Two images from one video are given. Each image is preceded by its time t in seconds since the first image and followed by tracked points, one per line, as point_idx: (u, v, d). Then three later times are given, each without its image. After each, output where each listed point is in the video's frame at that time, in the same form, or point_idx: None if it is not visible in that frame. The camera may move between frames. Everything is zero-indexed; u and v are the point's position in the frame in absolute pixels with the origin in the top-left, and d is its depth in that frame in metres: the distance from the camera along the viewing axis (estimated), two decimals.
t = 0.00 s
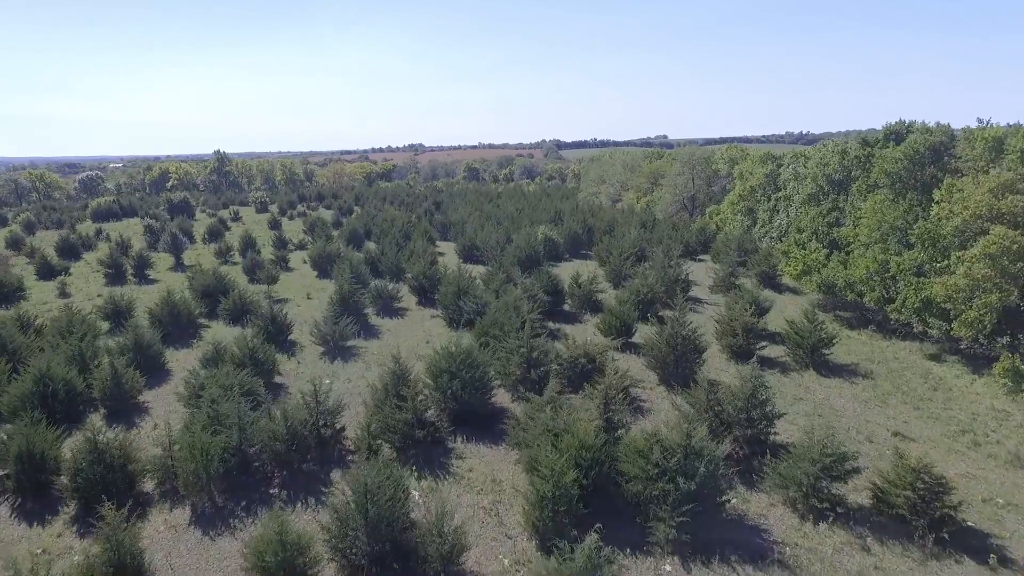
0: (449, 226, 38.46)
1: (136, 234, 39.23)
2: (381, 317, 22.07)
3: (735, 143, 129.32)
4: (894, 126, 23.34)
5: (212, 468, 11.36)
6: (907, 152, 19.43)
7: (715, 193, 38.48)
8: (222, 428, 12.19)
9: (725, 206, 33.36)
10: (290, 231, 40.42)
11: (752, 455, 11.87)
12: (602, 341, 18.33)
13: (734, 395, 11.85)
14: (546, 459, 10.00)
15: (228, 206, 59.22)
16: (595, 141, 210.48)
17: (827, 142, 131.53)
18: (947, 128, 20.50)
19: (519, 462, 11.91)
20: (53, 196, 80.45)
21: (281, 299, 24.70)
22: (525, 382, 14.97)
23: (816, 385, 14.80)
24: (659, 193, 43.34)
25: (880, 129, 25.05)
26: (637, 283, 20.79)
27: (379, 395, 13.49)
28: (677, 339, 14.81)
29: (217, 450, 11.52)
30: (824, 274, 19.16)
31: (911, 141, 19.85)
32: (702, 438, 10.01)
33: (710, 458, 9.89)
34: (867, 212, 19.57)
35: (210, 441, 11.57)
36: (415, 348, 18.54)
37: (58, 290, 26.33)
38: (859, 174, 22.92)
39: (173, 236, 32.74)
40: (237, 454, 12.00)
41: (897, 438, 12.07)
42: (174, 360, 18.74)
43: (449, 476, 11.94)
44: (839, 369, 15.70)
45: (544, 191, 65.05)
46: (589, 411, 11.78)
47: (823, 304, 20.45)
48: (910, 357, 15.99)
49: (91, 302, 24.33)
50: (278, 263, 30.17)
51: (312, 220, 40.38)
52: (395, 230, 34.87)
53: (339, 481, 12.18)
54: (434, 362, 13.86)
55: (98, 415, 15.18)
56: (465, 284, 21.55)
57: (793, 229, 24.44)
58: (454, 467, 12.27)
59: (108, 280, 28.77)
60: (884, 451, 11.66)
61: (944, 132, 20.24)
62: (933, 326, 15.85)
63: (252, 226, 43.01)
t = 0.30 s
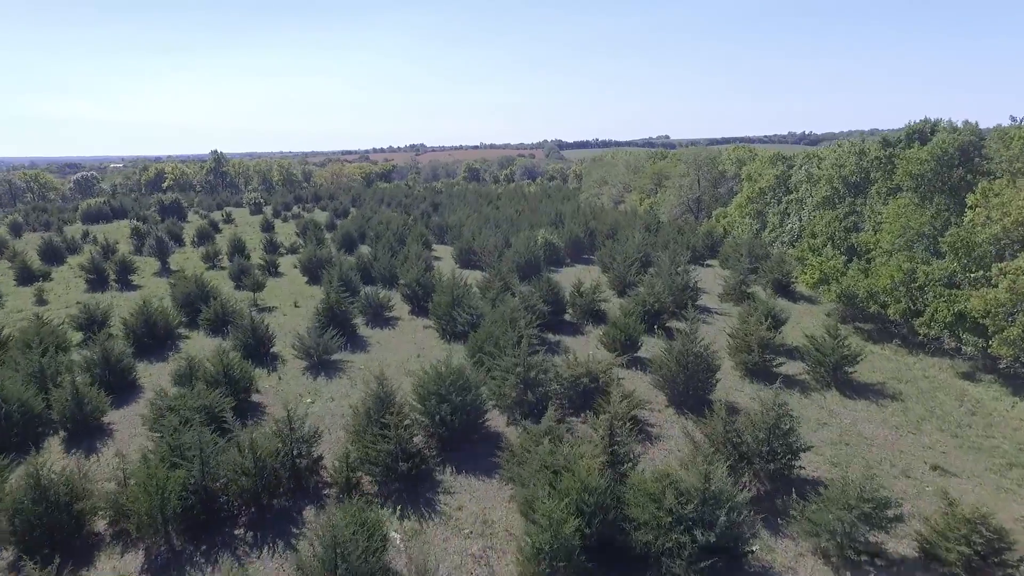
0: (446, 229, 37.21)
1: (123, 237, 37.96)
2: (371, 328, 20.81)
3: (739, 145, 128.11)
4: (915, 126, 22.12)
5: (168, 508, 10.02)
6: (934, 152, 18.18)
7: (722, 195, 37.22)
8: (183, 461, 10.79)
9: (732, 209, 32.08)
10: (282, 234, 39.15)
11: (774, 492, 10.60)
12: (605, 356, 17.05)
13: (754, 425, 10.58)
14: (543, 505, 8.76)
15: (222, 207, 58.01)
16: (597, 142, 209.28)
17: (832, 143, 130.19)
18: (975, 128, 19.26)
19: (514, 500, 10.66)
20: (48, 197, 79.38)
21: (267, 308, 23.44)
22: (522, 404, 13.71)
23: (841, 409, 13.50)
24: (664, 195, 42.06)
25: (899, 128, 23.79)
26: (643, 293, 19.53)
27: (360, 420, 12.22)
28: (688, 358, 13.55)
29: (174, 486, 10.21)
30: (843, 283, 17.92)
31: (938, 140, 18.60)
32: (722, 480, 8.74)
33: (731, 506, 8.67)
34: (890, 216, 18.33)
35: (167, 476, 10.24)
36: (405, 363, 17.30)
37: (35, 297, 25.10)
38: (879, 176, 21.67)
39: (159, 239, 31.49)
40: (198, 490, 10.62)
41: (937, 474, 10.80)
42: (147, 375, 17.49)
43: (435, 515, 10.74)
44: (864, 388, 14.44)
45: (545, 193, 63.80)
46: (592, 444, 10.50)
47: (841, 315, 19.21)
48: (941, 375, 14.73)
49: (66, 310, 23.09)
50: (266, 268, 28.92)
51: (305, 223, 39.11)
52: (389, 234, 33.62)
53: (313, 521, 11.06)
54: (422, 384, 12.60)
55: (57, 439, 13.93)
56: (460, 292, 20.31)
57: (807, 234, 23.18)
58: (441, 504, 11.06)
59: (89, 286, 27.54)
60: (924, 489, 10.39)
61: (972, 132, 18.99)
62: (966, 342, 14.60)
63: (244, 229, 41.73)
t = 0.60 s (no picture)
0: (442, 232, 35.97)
1: (109, 240, 36.75)
2: (359, 340, 19.56)
3: (742, 144, 126.69)
4: (938, 125, 20.89)
5: (112, 559, 8.77)
6: (963, 153, 16.92)
7: (728, 197, 35.97)
8: (134, 502, 9.54)
9: (740, 212, 30.82)
10: (273, 237, 37.89)
11: (802, 539, 9.29)
12: (608, 374, 15.79)
13: (780, 462, 9.29)
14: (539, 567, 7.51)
15: (215, 208, 56.73)
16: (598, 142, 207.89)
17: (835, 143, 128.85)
18: (1005, 127, 18.01)
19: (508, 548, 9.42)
20: (40, 197, 78.16)
21: (250, 318, 22.19)
22: (518, 430, 12.45)
23: (870, 437, 12.23)
24: (667, 197, 40.81)
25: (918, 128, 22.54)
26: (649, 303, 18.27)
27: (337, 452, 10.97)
28: (702, 380, 12.29)
29: (119, 532, 8.93)
30: (865, 294, 16.66)
31: (967, 140, 17.34)
32: (749, 537, 7.48)
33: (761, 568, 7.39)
34: (915, 222, 17.08)
35: (111, 522, 8.96)
36: (393, 381, 16.05)
37: (7, 305, 23.84)
38: (899, 178, 20.41)
39: (142, 243, 30.21)
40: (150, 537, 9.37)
41: (988, 518, 9.54)
42: (115, 392, 16.23)
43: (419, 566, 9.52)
44: (893, 412, 13.19)
45: (545, 194, 62.55)
46: (596, 485, 9.25)
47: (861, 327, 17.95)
48: (978, 398, 13.47)
49: (38, 319, 21.82)
50: (253, 274, 27.69)
51: (297, 225, 37.85)
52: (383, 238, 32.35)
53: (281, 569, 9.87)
54: (407, 411, 11.32)
55: (8, 468, 12.67)
56: (454, 302, 19.05)
57: (822, 240, 21.94)
58: (426, 552, 9.86)
59: (66, 293, 26.28)
60: (975, 537, 9.13)
61: (1003, 131, 17.75)
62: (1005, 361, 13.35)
63: (235, 232, 40.49)
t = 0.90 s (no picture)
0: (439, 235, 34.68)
1: (94, 243, 35.53)
2: (346, 353, 18.31)
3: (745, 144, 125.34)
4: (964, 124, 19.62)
5: None
6: (998, 153, 15.65)
7: (735, 199, 34.65)
8: (72, 554, 8.32)
9: (748, 215, 29.52)
10: (264, 240, 36.61)
11: None
12: (613, 395, 14.53)
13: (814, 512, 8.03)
14: None
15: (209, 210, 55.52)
16: (600, 142, 206.50)
17: (840, 143, 127.37)
18: None
19: None
20: (33, 198, 76.99)
21: (232, 329, 20.94)
22: (513, 464, 11.20)
23: (907, 471, 10.99)
24: (672, 200, 39.50)
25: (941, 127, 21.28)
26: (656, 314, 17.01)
27: (309, 491, 9.73)
28: (719, 408, 11.00)
29: None
30: (891, 306, 15.42)
31: (1000, 139, 16.08)
32: None
33: None
34: (945, 228, 15.84)
35: None
36: (380, 403, 14.81)
37: None
38: (923, 180, 19.13)
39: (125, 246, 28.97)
40: None
41: None
42: (78, 413, 14.95)
43: None
44: (930, 440, 11.93)
45: (546, 195, 61.33)
46: (602, 539, 8.06)
47: (885, 341, 16.72)
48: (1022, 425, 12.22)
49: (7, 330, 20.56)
50: (239, 281, 26.43)
51: (289, 228, 36.59)
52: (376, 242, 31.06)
53: None
54: (389, 444, 10.06)
55: None
56: (448, 313, 17.79)
57: (839, 246, 20.69)
58: None
59: (42, 300, 25.03)
60: None
61: None
62: None
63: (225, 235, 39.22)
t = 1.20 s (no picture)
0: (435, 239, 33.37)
1: (77, 246, 34.25)
2: (331, 369, 17.03)
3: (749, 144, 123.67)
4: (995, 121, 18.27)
5: None
6: None
7: (743, 201, 33.30)
8: None
9: (758, 218, 28.20)
10: (253, 244, 35.34)
11: None
12: (619, 419, 13.25)
13: None
14: None
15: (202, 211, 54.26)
16: (601, 142, 205.03)
17: (845, 143, 125.90)
18: None
19: None
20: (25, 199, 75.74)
21: (211, 341, 19.66)
22: (507, 506, 10.03)
23: (956, 514, 9.71)
24: (676, 202, 38.22)
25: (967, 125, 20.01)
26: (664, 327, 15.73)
27: (272, 541, 8.48)
28: (741, 441, 9.69)
29: None
30: (924, 320, 14.15)
31: None
32: None
33: None
34: (982, 235, 14.58)
35: None
36: (365, 428, 13.55)
37: None
38: (951, 181, 17.86)
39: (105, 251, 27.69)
40: None
41: None
42: (35, 437, 13.67)
43: None
44: (977, 475, 10.65)
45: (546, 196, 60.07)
46: None
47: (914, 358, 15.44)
48: None
49: None
50: (223, 288, 25.15)
51: (280, 231, 35.34)
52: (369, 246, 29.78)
53: None
54: (366, 486, 8.78)
55: None
56: (440, 325, 16.51)
57: (858, 252, 19.40)
58: None
59: (15, 308, 23.75)
60: None
61: None
62: None
63: (215, 239, 37.97)
